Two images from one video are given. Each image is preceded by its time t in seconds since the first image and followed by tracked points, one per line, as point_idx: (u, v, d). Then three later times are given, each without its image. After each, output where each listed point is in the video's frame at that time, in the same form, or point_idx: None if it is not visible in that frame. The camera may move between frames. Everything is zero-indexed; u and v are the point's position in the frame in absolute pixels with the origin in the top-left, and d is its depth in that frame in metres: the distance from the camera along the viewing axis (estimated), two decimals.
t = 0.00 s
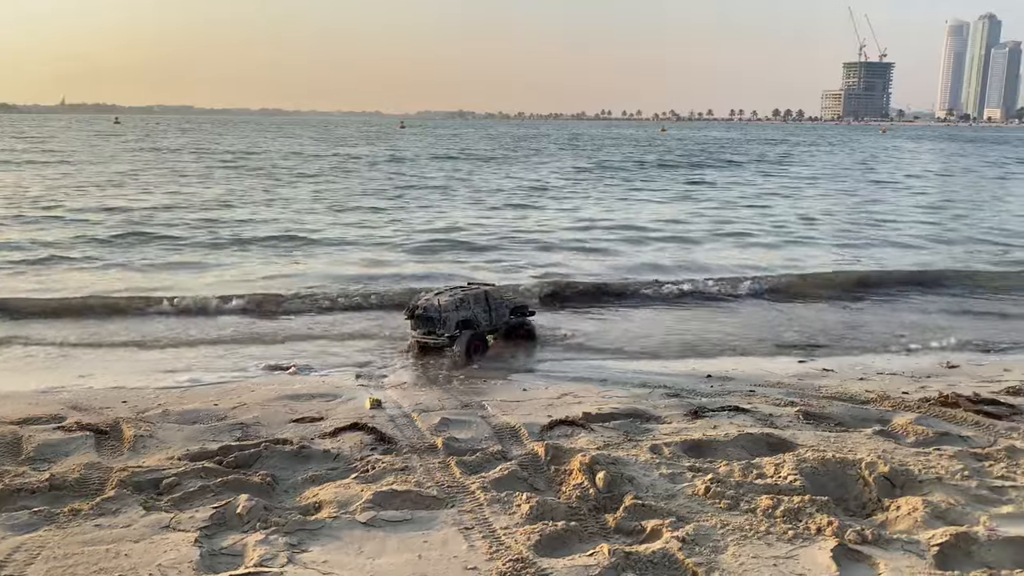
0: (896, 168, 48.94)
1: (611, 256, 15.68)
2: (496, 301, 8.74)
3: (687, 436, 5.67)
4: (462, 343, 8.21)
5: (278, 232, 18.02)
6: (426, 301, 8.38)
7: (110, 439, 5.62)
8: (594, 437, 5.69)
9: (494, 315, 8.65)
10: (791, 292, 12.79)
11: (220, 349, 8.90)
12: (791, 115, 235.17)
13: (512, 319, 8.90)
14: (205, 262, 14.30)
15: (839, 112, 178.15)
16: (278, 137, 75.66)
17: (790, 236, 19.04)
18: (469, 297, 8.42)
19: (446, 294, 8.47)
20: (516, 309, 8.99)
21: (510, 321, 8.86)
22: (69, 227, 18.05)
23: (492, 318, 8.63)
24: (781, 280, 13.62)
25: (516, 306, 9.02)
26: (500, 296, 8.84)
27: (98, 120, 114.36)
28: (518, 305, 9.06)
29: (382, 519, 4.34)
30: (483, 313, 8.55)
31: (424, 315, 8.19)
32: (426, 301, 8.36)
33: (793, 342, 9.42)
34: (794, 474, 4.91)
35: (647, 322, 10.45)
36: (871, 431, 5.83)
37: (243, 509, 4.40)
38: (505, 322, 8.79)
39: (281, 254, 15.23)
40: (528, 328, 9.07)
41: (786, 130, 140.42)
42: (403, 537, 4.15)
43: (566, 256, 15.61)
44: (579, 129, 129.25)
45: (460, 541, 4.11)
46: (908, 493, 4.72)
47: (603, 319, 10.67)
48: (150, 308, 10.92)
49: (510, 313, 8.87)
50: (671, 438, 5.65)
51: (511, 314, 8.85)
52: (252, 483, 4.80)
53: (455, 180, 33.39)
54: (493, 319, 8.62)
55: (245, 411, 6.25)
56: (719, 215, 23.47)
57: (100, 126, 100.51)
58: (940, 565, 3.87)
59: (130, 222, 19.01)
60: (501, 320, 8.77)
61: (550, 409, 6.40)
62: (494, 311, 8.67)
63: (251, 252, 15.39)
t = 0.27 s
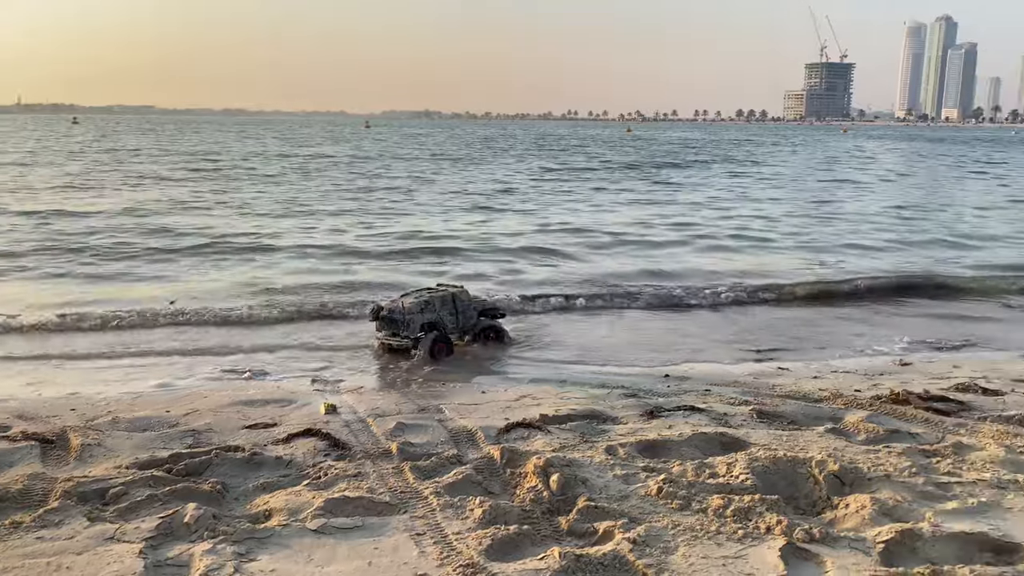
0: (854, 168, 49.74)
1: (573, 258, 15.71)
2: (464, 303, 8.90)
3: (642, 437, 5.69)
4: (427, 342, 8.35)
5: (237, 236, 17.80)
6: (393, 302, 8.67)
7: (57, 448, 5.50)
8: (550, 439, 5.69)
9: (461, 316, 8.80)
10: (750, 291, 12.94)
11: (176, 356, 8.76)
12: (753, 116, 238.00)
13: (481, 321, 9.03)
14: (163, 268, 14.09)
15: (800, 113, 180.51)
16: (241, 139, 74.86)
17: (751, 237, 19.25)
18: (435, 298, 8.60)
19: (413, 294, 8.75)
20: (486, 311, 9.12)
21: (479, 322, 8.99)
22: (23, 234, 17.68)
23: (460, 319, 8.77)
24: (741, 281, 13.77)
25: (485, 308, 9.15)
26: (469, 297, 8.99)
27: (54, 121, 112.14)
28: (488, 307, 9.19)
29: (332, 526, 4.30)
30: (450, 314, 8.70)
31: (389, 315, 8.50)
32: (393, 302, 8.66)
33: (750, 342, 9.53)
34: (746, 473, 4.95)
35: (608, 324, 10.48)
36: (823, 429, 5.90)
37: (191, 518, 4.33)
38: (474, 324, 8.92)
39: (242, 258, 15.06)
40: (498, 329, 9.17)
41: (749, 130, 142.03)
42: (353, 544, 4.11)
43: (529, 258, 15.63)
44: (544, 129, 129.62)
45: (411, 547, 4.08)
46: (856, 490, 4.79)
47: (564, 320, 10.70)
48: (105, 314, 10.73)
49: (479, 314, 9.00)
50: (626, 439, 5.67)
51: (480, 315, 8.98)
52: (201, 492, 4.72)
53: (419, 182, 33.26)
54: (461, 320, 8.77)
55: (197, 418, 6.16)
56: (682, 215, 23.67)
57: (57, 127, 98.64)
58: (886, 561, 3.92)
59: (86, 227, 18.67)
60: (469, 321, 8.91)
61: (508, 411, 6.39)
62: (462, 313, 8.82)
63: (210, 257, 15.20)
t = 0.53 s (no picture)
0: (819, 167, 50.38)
1: (544, 258, 15.71)
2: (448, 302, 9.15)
3: (612, 435, 5.70)
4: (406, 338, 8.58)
5: (203, 238, 17.57)
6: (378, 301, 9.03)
7: (17, 454, 5.38)
8: (521, 438, 5.68)
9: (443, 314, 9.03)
10: (719, 288, 13.03)
11: (140, 360, 8.61)
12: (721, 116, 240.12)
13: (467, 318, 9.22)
14: (128, 271, 13.85)
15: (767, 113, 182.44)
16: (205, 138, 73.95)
17: (719, 234, 19.41)
18: (416, 297, 8.91)
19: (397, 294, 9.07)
20: (473, 309, 9.31)
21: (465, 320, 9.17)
22: None
23: (442, 317, 9.00)
24: (710, 279, 13.85)
25: (472, 307, 9.35)
26: (453, 296, 9.23)
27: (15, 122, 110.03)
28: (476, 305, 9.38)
29: (301, 529, 4.25)
30: (431, 312, 8.95)
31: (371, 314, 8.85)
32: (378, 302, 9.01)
33: (720, 340, 9.59)
34: (716, 470, 4.98)
35: (579, 324, 10.50)
36: (793, 425, 5.95)
37: (156, 524, 4.25)
38: (459, 321, 9.12)
39: (208, 261, 14.85)
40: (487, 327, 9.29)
41: (716, 130, 143.34)
42: (323, 547, 4.07)
43: (499, 258, 15.61)
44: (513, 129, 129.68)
45: (382, 549, 4.04)
46: (825, 485, 4.83)
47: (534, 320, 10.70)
48: (66, 318, 10.51)
49: (463, 312, 9.19)
50: (597, 437, 5.67)
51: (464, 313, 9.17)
52: (167, 497, 4.64)
53: (388, 182, 33.09)
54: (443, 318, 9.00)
55: (164, 422, 6.06)
56: (651, 214, 23.78)
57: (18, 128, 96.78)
58: (855, 555, 3.96)
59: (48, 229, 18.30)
60: (454, 319, 9.11)
61: (479, 411, 6.36)
62: (444, 311, 9.06)
63: (176, 259, 14.98)
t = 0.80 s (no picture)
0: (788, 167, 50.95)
1: (518, 257, 15.72)
2: (445, 301, 9.33)
3: (589, 432, 5.71)
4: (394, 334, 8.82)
5: (173, 239, 17.35)
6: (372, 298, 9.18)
7: None
8: (499, 436, 5.67)
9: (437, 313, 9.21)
10: (691, 288, 13.13)
11: (109, 363, 8.48)
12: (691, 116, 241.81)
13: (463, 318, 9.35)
14: (95, 275, 13.64)
15: (736, 113, 184.10)
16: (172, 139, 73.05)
17: (690, 234, 19.55)
18: (409, 296, 9.15)
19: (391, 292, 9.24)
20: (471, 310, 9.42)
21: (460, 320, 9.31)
22: None
23: (436, 316, 9.19)
24: (682, 278, 13.95)
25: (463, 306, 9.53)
26: (450, 296, 9.40)
27: None
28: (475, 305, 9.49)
29: (278, 530, 4.20)
30: (424, 311, 9.16)
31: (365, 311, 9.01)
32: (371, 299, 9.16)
33: (694, 337, 9.66)
34: (693, 465, 5.01)
35: (554, 322, 10.52)
36: (767, 420, 6.01)
37: (130, 527, 4.19)
38: (453, 321, 9.27)
39: (177, 262, 14.66)
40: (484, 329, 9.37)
41: (686, 130, 144.46)
42: (300, 548, 4.03)
43: (473, 258, 15.59)
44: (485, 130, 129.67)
45: (361, 550, 4.02)
46: (800, 479, 4.88)
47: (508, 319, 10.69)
48: (32, 323, 10.32)
49: (459, 312, 9.33)
50: (574, 434, 5.68)
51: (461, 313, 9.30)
52: (140, 500, 4.57)
53: (359, 183, 32.91)
54: (437, 317, 9.20)
55: (135, 425, 5.98)
56: (622, 213, 23.88)
57: None
58: (830, 547, 4.00)
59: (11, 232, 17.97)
60: (450, 319, 9.27)
61: (455, 410, 6.34)
62: (438, 310, 9.24)
63: (145, 262, 14.77)
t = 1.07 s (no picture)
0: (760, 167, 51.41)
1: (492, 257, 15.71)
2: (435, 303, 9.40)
3: (562, 432, 5.72)
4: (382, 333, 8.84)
5: (142, 241, 17.15)
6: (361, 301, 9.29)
7: None
8: (472, 437, 5.66)
9: (426, 314, 9.26)
10: (664, 288, 13.20)
11: (76, 367, 8.36)
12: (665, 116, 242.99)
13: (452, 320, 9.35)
14: (63, 276, 13.44)
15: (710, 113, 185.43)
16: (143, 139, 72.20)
17: (664, 234, 19.66)
18: (395, 298, 9.20)
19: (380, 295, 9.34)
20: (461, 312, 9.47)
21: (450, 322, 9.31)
22: None
23: (424, 317, 9.24)
24: (655, 278, 14.02)
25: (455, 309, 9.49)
26: (440, 298, 9.47)
27: None
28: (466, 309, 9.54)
29: (248, 535, 4.17)
30: (412, 312, 9.22)
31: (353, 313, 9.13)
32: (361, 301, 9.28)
33: (667, 336, 9.71)
34: (664, 465, 5.04)
35: (527, 321, 10.54)
36: (738, 419, 6.06)
37: (96, 534, 4.13)
38: (443, 322, 9.29)
39: (147, 265, 14.49)
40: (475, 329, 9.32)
41: (659, 130, 145.46)
42: (271, 553, 4.00)
43: (446, 259, 15.57)
44: (460, 129, 129.72)
45: (332, 554, 3.99)
46: (770, 477, 4.93)
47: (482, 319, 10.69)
48: None
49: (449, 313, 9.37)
50: (547, 435, 5.69)
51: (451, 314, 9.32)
52: (108, 506, 4.51)
53: (333, 184, 32.73)
54: (425, 317, 9.23)
55: (103, 430, 5.90)
56: (596, 214, 23.97)
57: None
58: (799, 544, 4.04)
59: None
60: (439, 321, 9.30)
61: (429, 411, 6.33)
62: (427, 311, 9.28)
63: (114, 264, 14.59)
